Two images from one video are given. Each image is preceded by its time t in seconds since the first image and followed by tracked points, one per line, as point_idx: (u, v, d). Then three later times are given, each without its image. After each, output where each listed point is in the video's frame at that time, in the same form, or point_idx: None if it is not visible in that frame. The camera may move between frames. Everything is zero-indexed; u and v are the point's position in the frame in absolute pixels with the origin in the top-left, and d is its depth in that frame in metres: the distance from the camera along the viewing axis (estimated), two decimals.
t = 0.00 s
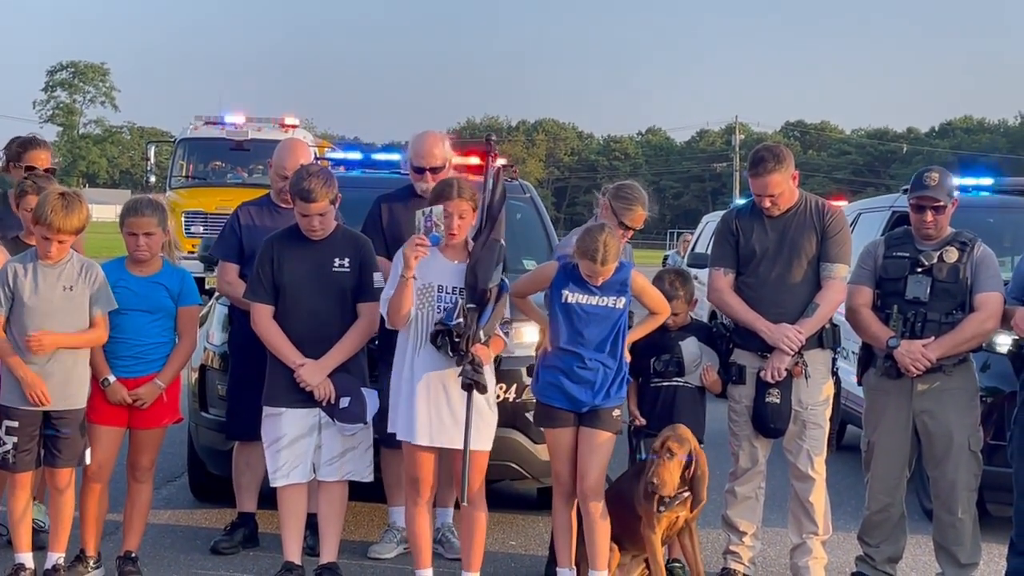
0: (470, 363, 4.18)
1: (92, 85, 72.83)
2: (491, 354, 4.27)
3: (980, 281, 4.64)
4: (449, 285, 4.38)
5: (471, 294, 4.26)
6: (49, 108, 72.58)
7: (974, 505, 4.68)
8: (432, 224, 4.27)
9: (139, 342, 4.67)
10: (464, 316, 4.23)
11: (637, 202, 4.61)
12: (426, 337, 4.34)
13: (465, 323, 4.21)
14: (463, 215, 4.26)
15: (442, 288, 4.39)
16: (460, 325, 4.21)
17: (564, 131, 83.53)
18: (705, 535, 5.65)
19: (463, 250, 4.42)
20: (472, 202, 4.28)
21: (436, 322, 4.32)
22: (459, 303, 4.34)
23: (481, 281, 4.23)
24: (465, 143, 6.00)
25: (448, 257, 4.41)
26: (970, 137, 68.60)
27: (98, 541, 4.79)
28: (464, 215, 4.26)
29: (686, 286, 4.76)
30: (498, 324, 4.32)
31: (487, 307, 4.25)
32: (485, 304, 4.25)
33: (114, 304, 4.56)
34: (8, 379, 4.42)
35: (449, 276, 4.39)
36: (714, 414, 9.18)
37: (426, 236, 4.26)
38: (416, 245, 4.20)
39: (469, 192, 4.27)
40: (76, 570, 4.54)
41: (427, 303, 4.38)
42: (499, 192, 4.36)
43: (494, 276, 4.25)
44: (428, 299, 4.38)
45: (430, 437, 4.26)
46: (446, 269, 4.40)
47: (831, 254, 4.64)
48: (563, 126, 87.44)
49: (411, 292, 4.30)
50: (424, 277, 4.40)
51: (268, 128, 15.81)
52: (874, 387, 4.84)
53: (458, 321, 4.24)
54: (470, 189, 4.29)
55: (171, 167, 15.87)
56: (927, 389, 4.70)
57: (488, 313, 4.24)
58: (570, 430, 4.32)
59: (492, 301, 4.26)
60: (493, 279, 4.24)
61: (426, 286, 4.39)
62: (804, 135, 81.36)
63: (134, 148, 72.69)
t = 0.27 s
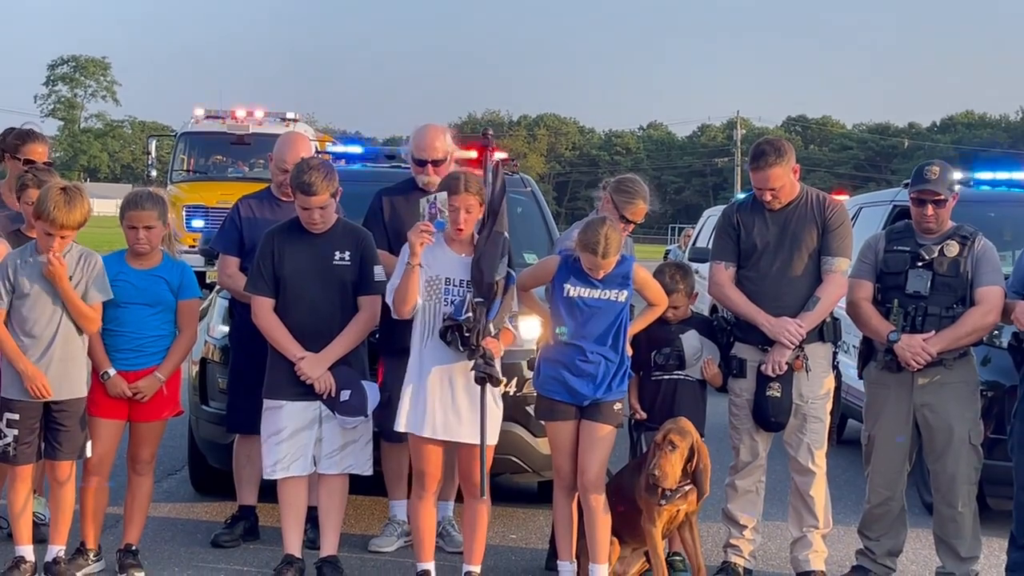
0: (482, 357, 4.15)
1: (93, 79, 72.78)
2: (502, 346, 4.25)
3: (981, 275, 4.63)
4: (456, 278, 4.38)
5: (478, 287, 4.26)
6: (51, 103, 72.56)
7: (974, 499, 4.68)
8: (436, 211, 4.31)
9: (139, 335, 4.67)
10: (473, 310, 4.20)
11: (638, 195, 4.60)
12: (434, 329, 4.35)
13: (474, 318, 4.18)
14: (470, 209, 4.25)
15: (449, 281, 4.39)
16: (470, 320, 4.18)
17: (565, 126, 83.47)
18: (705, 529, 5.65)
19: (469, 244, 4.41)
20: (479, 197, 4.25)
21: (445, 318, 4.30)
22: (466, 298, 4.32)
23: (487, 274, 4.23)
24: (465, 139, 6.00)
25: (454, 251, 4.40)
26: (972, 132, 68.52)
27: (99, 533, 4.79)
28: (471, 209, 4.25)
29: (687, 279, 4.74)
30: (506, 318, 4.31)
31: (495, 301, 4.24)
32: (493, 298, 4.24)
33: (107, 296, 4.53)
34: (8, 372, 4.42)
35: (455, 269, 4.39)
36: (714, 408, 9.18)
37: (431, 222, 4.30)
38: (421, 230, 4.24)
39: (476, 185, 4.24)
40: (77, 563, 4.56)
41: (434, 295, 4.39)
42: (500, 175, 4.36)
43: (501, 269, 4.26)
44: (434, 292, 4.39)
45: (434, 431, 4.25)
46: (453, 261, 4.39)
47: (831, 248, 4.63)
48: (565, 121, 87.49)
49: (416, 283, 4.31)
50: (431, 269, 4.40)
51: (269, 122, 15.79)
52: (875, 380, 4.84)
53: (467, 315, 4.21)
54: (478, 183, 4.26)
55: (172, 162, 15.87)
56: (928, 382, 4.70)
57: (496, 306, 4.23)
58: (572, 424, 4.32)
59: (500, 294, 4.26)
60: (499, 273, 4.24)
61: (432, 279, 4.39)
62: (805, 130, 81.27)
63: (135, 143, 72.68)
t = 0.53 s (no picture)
0: (496, 352, 4.18)
1: (95, 71, 72.72)
2: (514, 340, 4.26)
3: (983, 269, 4.63)
4: (464, 272, 4.38)
5: (488, 283, 4.26)
6: (52, 95, 72.52)
7: (976, 492, 4.68)
8: (442, 216, 4.43)
9: (142, 328, 4.67)
10: (485, 305, 4.20)
11: (641, 188, 4.60)
12: (442, 323, 4.35)
13: (487, 312, 4.18)
14: (478, 201, 4.24)
15: (458, 275, 4.38)
16: (482, 314, 4.18)
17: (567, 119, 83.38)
18: (707, 522, 5.65)
19: (477, 238, 4.41)
20: (487, 189, 4.25)
21: (455, 313, 4.29)
22: (477, 294, 4.33)
23: (496, 269, 4.23)
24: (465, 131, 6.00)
25: (461, 245, 4.40)
26: (974, 126, 68.40)
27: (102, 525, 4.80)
28: (479, 202, 4.24)
29: (688, 272, 4.75)
30: (518, 312, 4.30)
31: (505, 295, 4.25)
32: (504, 292, 4.25)
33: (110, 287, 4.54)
34: (11, 365, 4.43)
35: (463, 263, 4.38)
36: (716, 401, 9.18)
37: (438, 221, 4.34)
38: (426, 238, 4.20)
39: (484, 177, 4.24)
40: (80, 555, 4.56)
41: (442, 289, 4.38)
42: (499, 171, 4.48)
43: (509, 263, 4.27)
44: (443, 286, 4.38)
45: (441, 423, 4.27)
46: (461, 255, 4.39)
47: (834, 242, 4.63)
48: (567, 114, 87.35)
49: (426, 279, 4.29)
50: (440, 264, 4.39)
51: (271, 115, 15.78)
52: (876, 373, 4.84)
53: (479, 310, 4.21)
54: (486, 176, 4.26)
55: (174, 154, 15.86)
56: (930, 375, 4.70)
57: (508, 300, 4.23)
58: (573, 417, 4.33)
59: (511, 288, 4.28)
60: (508, 267, 4.25)
61: (441, 273, 4.39)
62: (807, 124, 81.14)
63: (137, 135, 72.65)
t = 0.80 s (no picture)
0: (505, 347, 4.20)
1: (98, 64, 72.69)
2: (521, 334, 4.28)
3: (988, 261, 4.62)
4: (469, 264, 4.37)
5: (494, 277, 4.27)
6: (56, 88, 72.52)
7: (981, 485, 4.67)
8: (448, 196, 4.40)
9: (146, 319, 4.67)
10: (491, 300, 4.23)
11: (646, 180, 4.59)
12: (447, 314, 4.34)
13: (494, 308, 4.21)
14: (486, 195, 4.22)
15: (463, 268, 4.37)
16: (489, 310, 4.20)
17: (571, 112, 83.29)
18: (711, 514, 5.65)
19: (482, 231, 4.39)
20: (496, 182, 4.23)
21: (461, 309, 4.30)
22: (483, 288, 4.33)
23: (501, 263, 4.23)
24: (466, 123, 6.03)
25: (466, 237, 4.39)
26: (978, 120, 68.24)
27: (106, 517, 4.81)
28: (487, 195, 4.22)
29: (692, 264, 4.74)
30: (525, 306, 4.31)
31: (512, 289, 4.26)
32: (510, 286, 4.25)
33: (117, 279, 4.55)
34: (16, 356, 4.43)
35: (468, 256, 4.37)
36: (720, 394, 9.17)
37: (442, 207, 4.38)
38: (434, 216, 4.20)
39: (493, 171, 4.22)
40: (84, 546, 4.56)
41: (447, 281, 4.37)
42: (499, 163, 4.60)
43: (514, 256, 4.26)
44: (448, 279, 4.37)
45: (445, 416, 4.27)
46: (465, 248, 4.37)
47: (839, 234, 4.61)
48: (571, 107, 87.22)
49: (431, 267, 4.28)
50: (445, 256, 4.38)
51: (274, 108, 15.77)
52: (881, 366, 4.83)
53: (486, 306, 4.23)
54: (495, 169, 4.24)
55: (178, 147, 15.86)
56: (935, 368, 4.69)
57: (514, 294, 4.26)
58: (576, 408, 4.32)
59: (517, 282, 4.26)
60: (513, 260, 4.25)
61: (446, 265, 4.38)
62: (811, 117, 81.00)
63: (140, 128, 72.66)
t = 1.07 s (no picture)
0: (511, 344, 4.20)
1: (102, 58, 72.68)
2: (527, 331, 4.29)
3: (994, 256, 4.60)
4: (476, 260, 4.36)
5: (500, 273, 4.24)
6: (59, 82, 72.51)
7: (986, 480, 4.66)
8: (453, 197, 4.47)
9: (151, 313, 4.67)
10: (499, 296, 4.21)
11: (651, 174, 4.58)
12: (451, 309, 4.34)
13: (501, 305, 4.19)
14: (495, 191, 4.22)
15: (469, 263, 4.36)
16: (496, 307, 4.19)
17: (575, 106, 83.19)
18: (715, 509, 5.65)
19: (490, 227, 4.38)
20: (505, 178, 4.23)
21: (467, 305, 4.29)
22: (489, 285, 4.31)
23: (509, 261, 4.20)
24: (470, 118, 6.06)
25: (472, 232, 4.38)
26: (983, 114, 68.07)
27: (111, 510, 4.81)
28: (496, 191, 4.22)
29: (697, 258, 4.72)
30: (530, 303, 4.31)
31: (518, 287, 4.25)
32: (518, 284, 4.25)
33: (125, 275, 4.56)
34: (20, 350, 4.43)
35: (475, 252, 4.36)
36: (724, 389, 9.17)
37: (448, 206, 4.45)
38: (439, 218, 4.20)
39: (502, 168, 4.21)
40: (89, 540, 4.56)
41: (452, 277, 4.36)
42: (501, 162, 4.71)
43: (522, 253, 4.24)
44: (454, 274, 4.36)
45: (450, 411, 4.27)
46: (473, 244, 4.37)
47: (845, 229, 4.60)
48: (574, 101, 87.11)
49: (438, 265, 4.29)
50: (451, 252, 4.37)
51: (278, 102, 15.76)
52: (886, 361, 4.83)
53: (494, 302, 4.21)
54: (505, 165, 4.23)
55: (182, 141, 15.86)
56: (941, 362, 4.68)
57: (521, 292, 4.25)
58: (580, 402, 4.31)
59: (523, 279, 4.26)
60: (521, 257, 4.23)
61: (452, 260, 4.37)
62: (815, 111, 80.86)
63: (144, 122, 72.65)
